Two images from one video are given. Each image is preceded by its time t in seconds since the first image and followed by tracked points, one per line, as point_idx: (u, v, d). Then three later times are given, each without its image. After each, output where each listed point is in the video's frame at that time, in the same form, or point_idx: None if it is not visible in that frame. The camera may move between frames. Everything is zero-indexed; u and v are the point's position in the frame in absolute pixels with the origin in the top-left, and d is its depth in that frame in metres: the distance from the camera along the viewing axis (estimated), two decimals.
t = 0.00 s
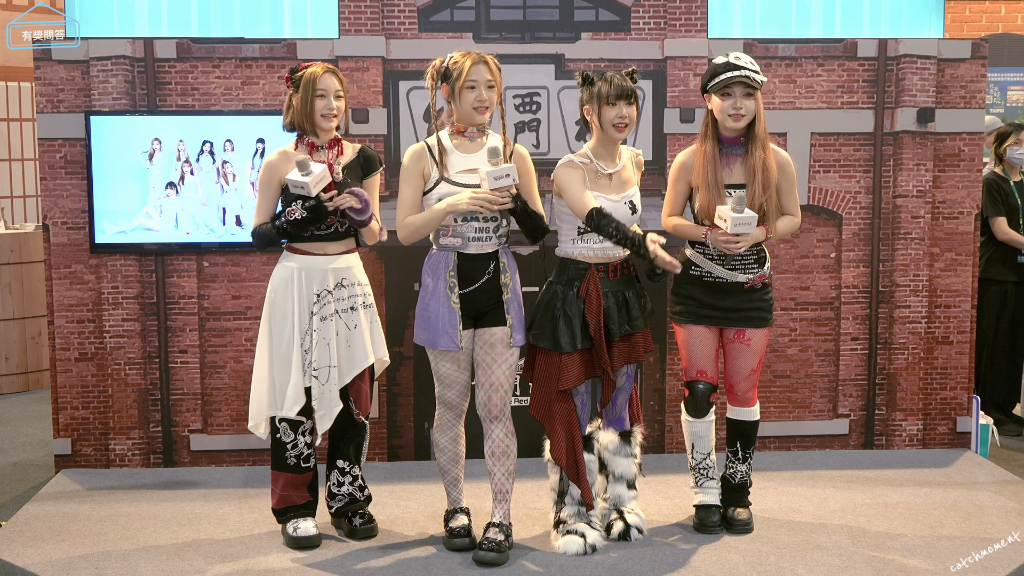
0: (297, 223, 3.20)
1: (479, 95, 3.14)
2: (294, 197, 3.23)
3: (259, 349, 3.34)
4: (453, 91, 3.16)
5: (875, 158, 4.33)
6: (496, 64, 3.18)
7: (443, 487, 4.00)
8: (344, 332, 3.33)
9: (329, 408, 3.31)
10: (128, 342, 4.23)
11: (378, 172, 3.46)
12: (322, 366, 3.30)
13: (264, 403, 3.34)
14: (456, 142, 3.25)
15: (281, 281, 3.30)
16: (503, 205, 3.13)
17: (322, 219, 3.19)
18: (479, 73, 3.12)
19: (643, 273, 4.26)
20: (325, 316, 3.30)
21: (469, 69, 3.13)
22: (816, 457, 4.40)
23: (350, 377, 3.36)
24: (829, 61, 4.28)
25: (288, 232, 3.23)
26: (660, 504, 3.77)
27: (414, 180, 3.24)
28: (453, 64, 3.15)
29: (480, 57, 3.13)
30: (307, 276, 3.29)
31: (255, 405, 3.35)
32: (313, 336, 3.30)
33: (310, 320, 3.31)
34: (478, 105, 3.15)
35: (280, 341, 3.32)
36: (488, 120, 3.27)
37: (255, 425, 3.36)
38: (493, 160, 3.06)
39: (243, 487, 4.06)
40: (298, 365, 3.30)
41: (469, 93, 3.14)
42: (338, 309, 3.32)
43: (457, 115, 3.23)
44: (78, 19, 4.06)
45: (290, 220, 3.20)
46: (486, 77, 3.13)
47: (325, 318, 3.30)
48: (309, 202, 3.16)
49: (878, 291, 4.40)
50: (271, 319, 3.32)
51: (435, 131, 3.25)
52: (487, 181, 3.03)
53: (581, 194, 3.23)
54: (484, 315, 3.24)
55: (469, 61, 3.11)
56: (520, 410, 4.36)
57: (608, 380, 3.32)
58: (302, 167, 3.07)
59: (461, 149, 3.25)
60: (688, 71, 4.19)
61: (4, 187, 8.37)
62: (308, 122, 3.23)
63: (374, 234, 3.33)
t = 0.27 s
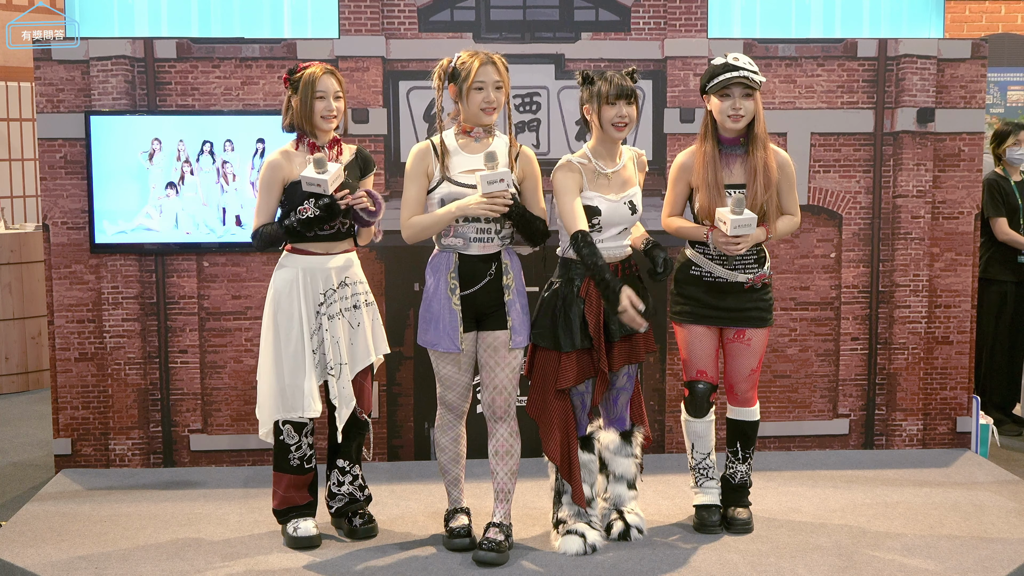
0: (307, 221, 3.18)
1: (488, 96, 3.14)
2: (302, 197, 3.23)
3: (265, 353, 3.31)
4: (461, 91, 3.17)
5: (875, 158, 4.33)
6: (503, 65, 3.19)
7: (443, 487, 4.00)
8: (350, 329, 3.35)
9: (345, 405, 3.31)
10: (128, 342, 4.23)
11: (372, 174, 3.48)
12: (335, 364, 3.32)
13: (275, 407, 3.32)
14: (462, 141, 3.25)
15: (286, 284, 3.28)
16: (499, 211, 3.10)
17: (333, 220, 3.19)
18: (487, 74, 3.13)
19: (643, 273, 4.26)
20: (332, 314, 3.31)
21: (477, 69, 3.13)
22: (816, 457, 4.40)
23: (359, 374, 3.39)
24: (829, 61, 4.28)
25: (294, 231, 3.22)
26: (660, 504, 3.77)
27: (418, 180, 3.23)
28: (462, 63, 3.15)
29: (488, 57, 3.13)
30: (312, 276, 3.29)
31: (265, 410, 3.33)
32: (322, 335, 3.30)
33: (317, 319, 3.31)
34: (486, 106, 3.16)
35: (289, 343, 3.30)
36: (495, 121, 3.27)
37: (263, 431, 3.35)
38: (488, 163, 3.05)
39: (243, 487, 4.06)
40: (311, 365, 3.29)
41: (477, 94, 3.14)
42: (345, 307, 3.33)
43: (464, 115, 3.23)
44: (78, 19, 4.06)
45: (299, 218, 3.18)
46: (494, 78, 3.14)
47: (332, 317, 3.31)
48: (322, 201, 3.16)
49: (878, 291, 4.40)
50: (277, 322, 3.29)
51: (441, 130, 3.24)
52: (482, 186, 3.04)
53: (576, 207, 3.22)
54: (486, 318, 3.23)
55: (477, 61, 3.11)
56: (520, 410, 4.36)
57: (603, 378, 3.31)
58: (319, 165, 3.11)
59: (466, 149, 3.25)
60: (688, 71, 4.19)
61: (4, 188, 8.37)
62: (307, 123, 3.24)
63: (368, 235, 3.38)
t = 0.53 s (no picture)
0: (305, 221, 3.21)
1: (492, 96, 3.13)
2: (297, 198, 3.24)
3: (262, 354, 3.30)
4: (465, 91, 3.16)
5: (875, 158, 4.33)
6: (507, 65, 3.18)
7: (444, 487, 4.00)
8: (347, 329, 3.35)
9: (339, 405, 3.32)
10: (128, 342, 4.23)
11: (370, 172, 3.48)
12: (330, 365, 3.32)
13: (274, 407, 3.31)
14: (464, 141, 3.25)
15: (282, 285, 3.28)
16: (495, 212, 3.10)
17: (330, 218, 3.23)
18: (492, 74, 3.12)
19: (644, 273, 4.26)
20: (329, 314, 3.30)
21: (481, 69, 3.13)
22: (816, 457, 4.40)
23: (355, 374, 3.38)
24: (829, 61, 4.28)
25: (293, 231, 3.23)
26: (660, 504, 3.78)
27: (419, 179, 3.23)
28: (467, 63, 3.15)
29: (492, 58, 3.13)
30: (308, 276, 3.28)
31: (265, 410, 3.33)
32: (318, 335, 3.30)
33: (313, 319, 3.30)
34: (491, 106, 3.15)
35: (285, 344, 3.29)
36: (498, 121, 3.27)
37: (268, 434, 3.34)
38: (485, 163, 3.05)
39: (243, 487, 4.06)
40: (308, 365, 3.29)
41: (481, 94, 3.14)
42: (341, 306, 3.32)
43: (467, 115, 3.23)
44: (78, 19, 4.06)
45: (298, 219, 3.20)
46: (499, 78, 3.14)
47: (328, 317, 3.30)
48: (319, 199, 3.21)
49: (879, 291, 4.40)
50: (273, 323, 3.29)
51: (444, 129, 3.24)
52: (478, 186, 3.03)
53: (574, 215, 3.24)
54: (487, 318, 3.23)
55: (482, 62, 3.12)
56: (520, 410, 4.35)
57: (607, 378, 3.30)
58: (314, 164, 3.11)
59: (468, 150, 3.24)
60: (688, 71, 4.19)
61: (4, 188, 8.37)
62: (303, 124, 3.23)
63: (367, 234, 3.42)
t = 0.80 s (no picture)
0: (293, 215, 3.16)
1: (492, 96, 3.13)
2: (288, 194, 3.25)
3: (250, 353, 3.32)
4: (466, 91, 3.16)
5: (875, 158, 4.33)
6: (508, 65, 3.19)
7: (443, 487, 4.00)
8: (336, 330, 3.34)
9: (322, 409, 3.32)
10: (128, 342, 4.23)
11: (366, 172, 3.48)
12: (314, 367, 3.30)
13: (260, 408, 3.33)
14: (465, 142, 3.25)
15: (270, 286, 3.29)
16: (495, 214, 3.10)
17: (317, 214, 3.15)
18: (492, 74, 3.12)
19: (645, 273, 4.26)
20: (316, 317, 3.30)
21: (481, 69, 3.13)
22: (816, 457, 4.40)
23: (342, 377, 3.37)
24: (829, 61, 4.28)
25: (282, 227, 3.19)
26: (660, 504, 3.78)
27: (419, 180, 3.23)
28: (467, 63, 3.15)
29: (492, 57, 3.13)
30: (296, 278, 3.28)
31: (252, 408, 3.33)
32: (304, 338, 3.30)
33: (300, 321, 3.30)
34: (492, 106, 3.15)
35: (272, 345, 3.31)
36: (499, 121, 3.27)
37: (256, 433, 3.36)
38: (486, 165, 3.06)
39: (243, 487, 4.06)
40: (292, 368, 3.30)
41: (482, 94, 3.13)
42: (328, 309, 3.32)
43: (468, 116, 3.23)
44: (78, 19, 4.06)
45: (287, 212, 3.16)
46: (499, 77, 3.14)
47: (314, 319, 3.30)
48: (307, 195, 3.14)
49: (878, 291, 4.40)
50: (260, 323, 3.30)
51: (444, 129, 3.25)
52: (477, 188, 3.03)
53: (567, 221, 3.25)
54: (487, 319, 3.23)
55: (482, 61, 3.12)
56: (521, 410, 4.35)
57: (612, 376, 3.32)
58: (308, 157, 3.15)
59: (469, 150, 3.24)
60: (688, 71, 4.19)
61: (4, 188, 8.37)
62: (293, 123, 3.24)
63: (361, 234, 3.40)
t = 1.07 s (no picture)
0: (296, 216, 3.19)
1: (492, 96, 3.13)
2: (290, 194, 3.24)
3: (248, 349, 3.35)
4: (465, 91, 3.16)
5: (875, 158, 4.33)
6: (507, 65, 3.18)
7: (443, 487, 4.00)
8: (335, 331, 3.33)
9: (312, 408, 3.30)
10: (128, 342, 4.23)
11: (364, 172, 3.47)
12: (309, 367, 3.30)
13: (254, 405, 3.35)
14: (464, 142, 3.25)
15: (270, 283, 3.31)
16: (494, 215, 3.10)
17: (320, 214, 3.21)
18: (492, 74, 3.12)
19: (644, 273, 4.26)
20: (313, 316, 3.30)
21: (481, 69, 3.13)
22: (816, 457, 4.40)
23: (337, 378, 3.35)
24: (829, 61, 4.28)
25: (284, 227, 3.20)
26: (660, 504, 3.78)
27: (419, 180, 3.23)
28: (467, 63, 3.15)
29: (492, 57, 3.13)
30: (295, 277, 3.29)
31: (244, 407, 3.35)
32: (300, 337, 3.30)
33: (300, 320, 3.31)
34: (491, 105, 3.15)
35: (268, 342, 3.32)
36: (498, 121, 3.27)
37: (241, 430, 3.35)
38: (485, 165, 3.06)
39: (243, 487, 4.06)
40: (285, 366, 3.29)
41: (482, 94, 3.13)
42: (326, 309, 3.31)
43: (467, 116, 3.23)
44: (78, 19, 4.06)
45: (290, 214, 3.18)
46: (499, 78, 3.14)
47: (314, 318, 3.30)
48: (311, 195, 3.18)
49: (878, 291, 4.40)
50: (259, 320, 3.32)
51: (444, 129, 3.25)
52: (476, 189, 3.03)
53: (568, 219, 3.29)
54: (486, 319, 3.23)
55: (481, 61, 3.12)
56: (521, 410, 4.36)
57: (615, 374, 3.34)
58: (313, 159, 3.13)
59: (468, 151, 3.24)
60: (688, 71, 4.19)
61: (4, 187, 8.37)
62: (292, 123, 3.24)
63: (355, 235, 3.35)
